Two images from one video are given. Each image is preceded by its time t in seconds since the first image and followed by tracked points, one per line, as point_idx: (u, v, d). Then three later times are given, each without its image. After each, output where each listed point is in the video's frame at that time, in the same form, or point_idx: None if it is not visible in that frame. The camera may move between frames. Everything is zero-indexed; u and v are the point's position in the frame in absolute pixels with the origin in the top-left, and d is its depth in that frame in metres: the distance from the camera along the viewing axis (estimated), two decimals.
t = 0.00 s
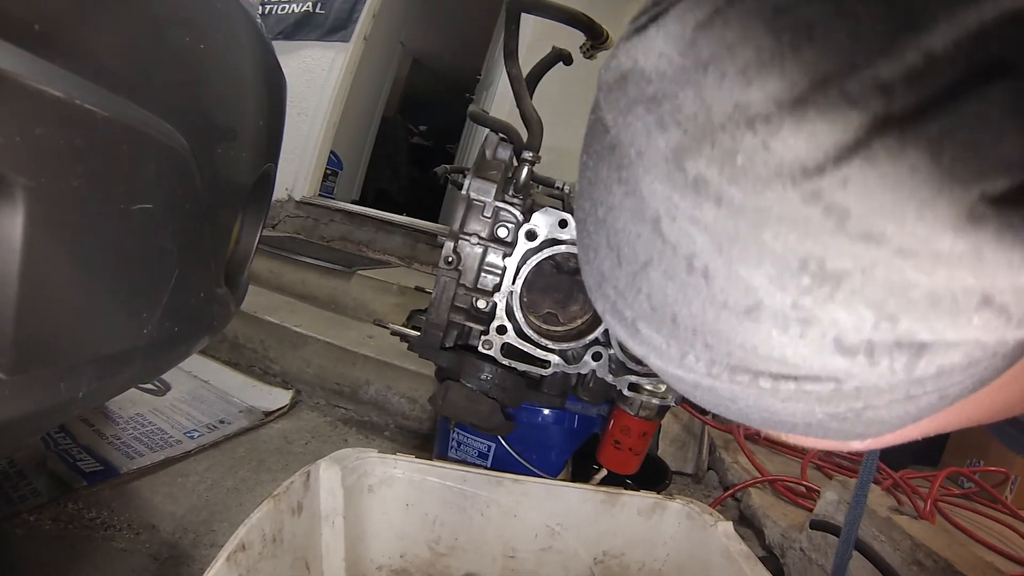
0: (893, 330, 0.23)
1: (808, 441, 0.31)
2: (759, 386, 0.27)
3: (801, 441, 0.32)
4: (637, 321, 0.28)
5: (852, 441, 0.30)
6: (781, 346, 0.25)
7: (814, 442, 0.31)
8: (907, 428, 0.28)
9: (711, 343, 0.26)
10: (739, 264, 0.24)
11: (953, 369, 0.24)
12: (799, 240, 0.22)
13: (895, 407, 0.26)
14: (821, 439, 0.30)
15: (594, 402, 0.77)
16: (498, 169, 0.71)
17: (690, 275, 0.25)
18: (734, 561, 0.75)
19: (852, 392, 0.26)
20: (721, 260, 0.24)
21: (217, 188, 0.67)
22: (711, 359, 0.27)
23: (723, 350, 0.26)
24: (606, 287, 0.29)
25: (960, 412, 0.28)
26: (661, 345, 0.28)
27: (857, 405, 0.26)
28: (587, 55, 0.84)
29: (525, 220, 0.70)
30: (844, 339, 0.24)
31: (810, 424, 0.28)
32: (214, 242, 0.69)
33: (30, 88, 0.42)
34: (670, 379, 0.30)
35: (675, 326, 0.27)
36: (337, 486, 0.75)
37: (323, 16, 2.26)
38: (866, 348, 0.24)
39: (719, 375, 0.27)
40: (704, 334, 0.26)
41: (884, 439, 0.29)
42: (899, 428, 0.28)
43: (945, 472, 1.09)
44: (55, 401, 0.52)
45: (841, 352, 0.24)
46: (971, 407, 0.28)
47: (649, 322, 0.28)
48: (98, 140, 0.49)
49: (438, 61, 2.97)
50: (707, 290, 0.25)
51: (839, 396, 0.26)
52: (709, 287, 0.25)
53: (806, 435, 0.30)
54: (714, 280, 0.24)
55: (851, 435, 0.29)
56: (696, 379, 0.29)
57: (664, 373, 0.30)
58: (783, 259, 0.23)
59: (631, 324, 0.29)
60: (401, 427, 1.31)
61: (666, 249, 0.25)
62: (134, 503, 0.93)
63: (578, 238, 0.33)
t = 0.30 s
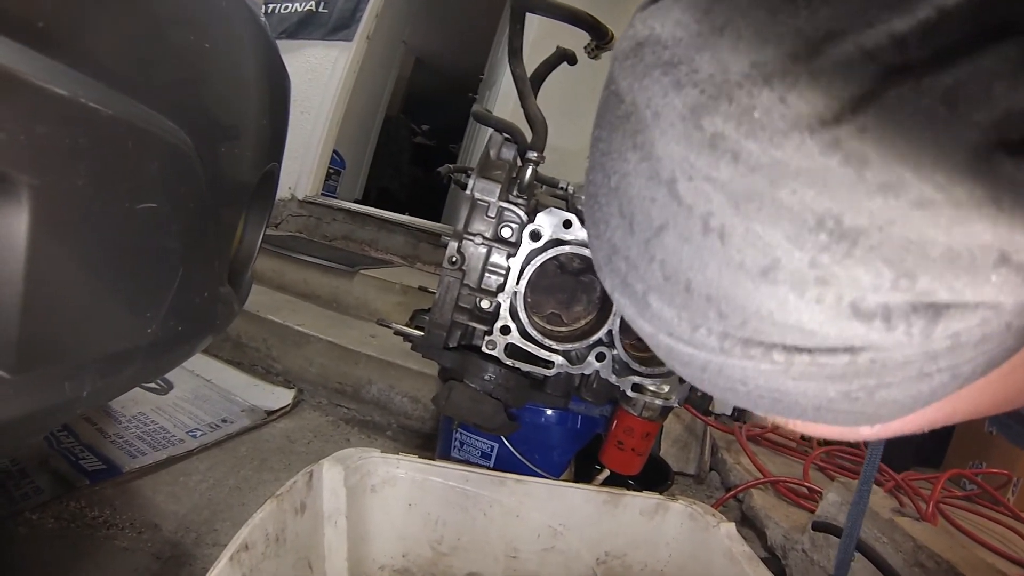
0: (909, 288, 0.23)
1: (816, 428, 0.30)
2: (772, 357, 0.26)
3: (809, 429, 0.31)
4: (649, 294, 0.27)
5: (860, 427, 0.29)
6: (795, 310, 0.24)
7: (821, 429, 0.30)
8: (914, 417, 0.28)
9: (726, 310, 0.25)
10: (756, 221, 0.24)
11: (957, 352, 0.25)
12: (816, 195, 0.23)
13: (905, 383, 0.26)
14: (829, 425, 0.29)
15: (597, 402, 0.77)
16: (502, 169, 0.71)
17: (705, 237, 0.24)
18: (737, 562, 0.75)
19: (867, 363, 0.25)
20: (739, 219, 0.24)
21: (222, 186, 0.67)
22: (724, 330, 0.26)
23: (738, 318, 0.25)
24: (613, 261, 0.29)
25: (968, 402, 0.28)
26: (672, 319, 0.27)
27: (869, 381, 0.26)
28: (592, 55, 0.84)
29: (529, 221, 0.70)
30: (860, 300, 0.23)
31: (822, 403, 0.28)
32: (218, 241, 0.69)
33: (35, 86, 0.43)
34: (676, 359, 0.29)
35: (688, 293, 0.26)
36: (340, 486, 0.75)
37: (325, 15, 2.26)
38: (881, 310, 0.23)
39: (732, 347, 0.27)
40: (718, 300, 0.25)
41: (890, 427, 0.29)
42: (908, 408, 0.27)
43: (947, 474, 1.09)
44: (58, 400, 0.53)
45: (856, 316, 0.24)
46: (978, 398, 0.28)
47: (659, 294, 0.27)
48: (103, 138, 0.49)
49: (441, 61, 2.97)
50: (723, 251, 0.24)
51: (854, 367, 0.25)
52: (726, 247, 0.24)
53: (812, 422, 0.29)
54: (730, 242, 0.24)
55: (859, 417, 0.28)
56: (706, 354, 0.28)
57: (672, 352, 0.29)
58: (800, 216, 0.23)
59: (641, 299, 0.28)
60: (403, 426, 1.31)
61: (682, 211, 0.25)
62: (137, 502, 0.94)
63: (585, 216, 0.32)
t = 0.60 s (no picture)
0: (923, 145, 0.20)
1: (813, 369, 0.26)
2: (770, 251, 0.22)
3: (802, 373, 0.27)
4: (639, 192, 0.24)
5: (860, 364, 0.25)
6: (795, 180, 0.21)
7: (816, 371, 0.27)
8: (909, 356, 0.25)
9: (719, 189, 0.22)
10: (755, 80, 0.21)
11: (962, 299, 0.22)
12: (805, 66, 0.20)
13: (919, 299, 0.22)
14: (831, 360, 0.25)
15: (589, 396, 0.76)
16: (490, 164, 0.70)
17: (698, 100, 0.22)
18: (731, 555, 0.75)
19: (877, 259, 0.22)
20: (736, 79, 0.21)
21: (207, 185, 0.66)
22: (718, 222, 0.23)
23: (735, 199, 0.22)
24: (597, 160, 0.26)
25: (968, 338, 0.25)
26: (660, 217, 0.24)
27: (876, 288, 0.22)
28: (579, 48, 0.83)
29: (518, 215, 0.70)
30: (868, 166, 0.20)
31: (823, 326, 0.23)
32: (203, 241, 0.68)
33: (11, 86, 0.41)
34: (660, 277, 0.25)
35: (681, 174, 0.23)
36: (332, 485, 0.75)
37: (313, 10, 2.24)
38: (892, 182, 0.20)
39: (724, 242, 0.23)
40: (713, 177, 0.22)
41: (885, 370, 0.26)
42: (918, 340, 0.24)
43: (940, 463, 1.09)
44: (42, 405, 0.52)
45: (864, 187, 0.21)
46: (979, 333, 0.25)
47: (647, 182, 0.24)
48: (82, 137, 0.48)
49: (430, 56, 2.95)
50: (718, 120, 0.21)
51: (862, 266, 0.22)
52: (720, 110, 0.21)
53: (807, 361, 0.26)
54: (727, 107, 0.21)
55: (865, 350, 0.24)
56: (693, 258, 0.24)
57: (658, 269, 0.25)
58: (800, 69, 0.20)
59: (631, 200, 0.25)
60: (396, 423, 1.30)
61: (675, 81, 0.22)
62: (129, 504, 0.93)
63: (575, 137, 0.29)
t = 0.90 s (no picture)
0: None
1: (800, 265, 0.28)
2: (738, 97, 0.24)
3: (792, 276, 0.28)
4: (604, 56, 0.27)
5: (846, 252, 0.26)
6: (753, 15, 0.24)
7: (806, 271, 0.28)
8: (896, 247, 0.26)
9: (682, 33, 0.25)
10: None
11: (948, 166, 0.24)
12: None
13: (900, 159, 0.23)
14: (819, 248, 0.26)
15: (572, 390, 0.76)
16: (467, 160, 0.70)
17: None
18: (720, 546, 0.76)
19: (850, 99, 0.23)
20: None
21: (184, 189, 0.65)
22: (681, 72, 0.25)
23: (696, 39, 0.24)
24: (577, 43, 0.29)
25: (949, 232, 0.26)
26: (630, 78, 0.27)
27: (855, 145, 0.24)
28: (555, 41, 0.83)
29: (496, 211, 0.69)
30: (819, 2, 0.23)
31: (794, 184, 0.25)
32: (182, 244, 0.68)
33: None
34: (640, 152, 0.28)
35: (643, 25, 0.26)
36: (318, 486, 0.75)
37: (295, 12, 2.23)
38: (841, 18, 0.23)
39: (695, 95, 0.25)
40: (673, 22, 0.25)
41: (874, 264, 0.27)
42: (905, 212, 0.25)
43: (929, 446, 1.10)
44: (19, 412, 0.51)
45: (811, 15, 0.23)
46: (959, 229, 0.26)
47: (614, 49, 0.27)
48: (49, 144, 0.47)
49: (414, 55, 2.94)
50: None
51: (834, 109, 0.23)
52: None
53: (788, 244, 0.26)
54: None
55: (842, 218, 0.25)
56: (669, 122, 0.26)
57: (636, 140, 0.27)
58: None
59: (599, 66, 0.28)
60: (385, 423, 1.30)
61: None
62: (116, 513, 0.92)
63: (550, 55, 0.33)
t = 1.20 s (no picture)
0: None
1: (836, 187, 0.29)
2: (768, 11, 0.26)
3: (832, 203, 0.29)
4: None
5: (885, 168, 0.27)
6: None
7: (846, 196, 0.29)
8: (929, 165, 0.28)
9: None
10: None
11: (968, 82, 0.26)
12: None
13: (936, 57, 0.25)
14: (858, 167, 0.28)
15: (581, 394, 0.76)
16: (475, 167, 0.72)
17: None
18: (729, 552, 0.75)
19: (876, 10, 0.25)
20: None
21: (197, 195, 0.67)
22: None
23: None
24: None
25: (981, 152, 0.28)
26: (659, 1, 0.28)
27: (881, 42, 0.25)
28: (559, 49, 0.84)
29: (503, 217, 0.70)
30: None
31: (828, 84, 0.26)
32: (194, 249, 0.69)
33: None
34: (671, 70, 0.29)
35: None
36: (328, 489, 0.76)
37: (303, 21, 2.25)
38: None
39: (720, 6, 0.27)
40: None
41: (910, 185, 0.28)
42: (942, 119, 0.26)
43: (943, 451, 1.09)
44: (37, 411, 0.53)
45: None
46: (985, 148, 0.28)
47: None
48: (66, 152, 0.49)
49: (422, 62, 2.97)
50: None
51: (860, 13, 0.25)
52: None
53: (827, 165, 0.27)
54: None
55: (883, 125, 0.26)
56: (696, 30, 0.27)
57: (666, 60, 0.29)
58: None
59: None
60: (396, 429, 1.31)
61: None
62: (131, 516, 0.94)
63: None
